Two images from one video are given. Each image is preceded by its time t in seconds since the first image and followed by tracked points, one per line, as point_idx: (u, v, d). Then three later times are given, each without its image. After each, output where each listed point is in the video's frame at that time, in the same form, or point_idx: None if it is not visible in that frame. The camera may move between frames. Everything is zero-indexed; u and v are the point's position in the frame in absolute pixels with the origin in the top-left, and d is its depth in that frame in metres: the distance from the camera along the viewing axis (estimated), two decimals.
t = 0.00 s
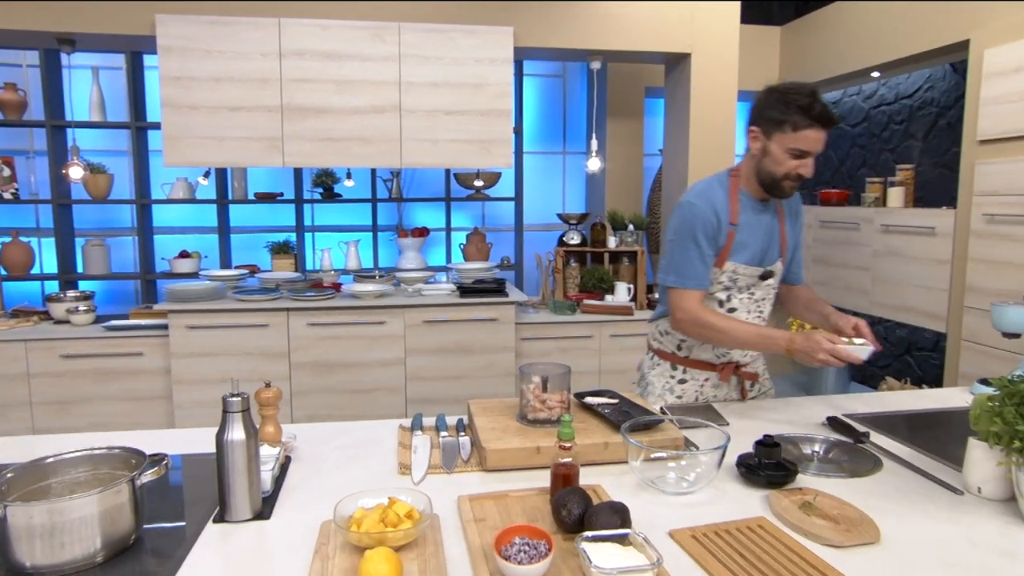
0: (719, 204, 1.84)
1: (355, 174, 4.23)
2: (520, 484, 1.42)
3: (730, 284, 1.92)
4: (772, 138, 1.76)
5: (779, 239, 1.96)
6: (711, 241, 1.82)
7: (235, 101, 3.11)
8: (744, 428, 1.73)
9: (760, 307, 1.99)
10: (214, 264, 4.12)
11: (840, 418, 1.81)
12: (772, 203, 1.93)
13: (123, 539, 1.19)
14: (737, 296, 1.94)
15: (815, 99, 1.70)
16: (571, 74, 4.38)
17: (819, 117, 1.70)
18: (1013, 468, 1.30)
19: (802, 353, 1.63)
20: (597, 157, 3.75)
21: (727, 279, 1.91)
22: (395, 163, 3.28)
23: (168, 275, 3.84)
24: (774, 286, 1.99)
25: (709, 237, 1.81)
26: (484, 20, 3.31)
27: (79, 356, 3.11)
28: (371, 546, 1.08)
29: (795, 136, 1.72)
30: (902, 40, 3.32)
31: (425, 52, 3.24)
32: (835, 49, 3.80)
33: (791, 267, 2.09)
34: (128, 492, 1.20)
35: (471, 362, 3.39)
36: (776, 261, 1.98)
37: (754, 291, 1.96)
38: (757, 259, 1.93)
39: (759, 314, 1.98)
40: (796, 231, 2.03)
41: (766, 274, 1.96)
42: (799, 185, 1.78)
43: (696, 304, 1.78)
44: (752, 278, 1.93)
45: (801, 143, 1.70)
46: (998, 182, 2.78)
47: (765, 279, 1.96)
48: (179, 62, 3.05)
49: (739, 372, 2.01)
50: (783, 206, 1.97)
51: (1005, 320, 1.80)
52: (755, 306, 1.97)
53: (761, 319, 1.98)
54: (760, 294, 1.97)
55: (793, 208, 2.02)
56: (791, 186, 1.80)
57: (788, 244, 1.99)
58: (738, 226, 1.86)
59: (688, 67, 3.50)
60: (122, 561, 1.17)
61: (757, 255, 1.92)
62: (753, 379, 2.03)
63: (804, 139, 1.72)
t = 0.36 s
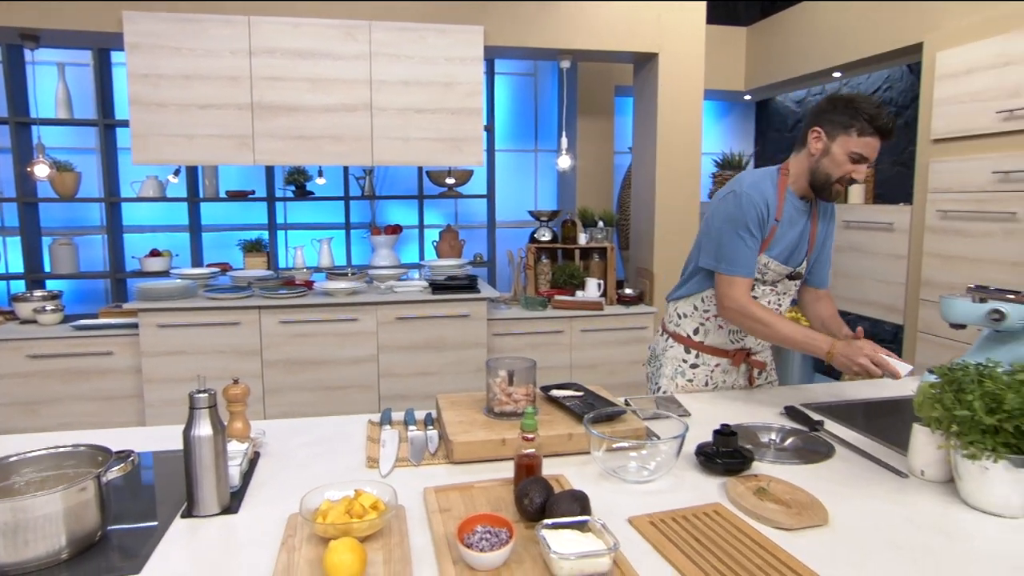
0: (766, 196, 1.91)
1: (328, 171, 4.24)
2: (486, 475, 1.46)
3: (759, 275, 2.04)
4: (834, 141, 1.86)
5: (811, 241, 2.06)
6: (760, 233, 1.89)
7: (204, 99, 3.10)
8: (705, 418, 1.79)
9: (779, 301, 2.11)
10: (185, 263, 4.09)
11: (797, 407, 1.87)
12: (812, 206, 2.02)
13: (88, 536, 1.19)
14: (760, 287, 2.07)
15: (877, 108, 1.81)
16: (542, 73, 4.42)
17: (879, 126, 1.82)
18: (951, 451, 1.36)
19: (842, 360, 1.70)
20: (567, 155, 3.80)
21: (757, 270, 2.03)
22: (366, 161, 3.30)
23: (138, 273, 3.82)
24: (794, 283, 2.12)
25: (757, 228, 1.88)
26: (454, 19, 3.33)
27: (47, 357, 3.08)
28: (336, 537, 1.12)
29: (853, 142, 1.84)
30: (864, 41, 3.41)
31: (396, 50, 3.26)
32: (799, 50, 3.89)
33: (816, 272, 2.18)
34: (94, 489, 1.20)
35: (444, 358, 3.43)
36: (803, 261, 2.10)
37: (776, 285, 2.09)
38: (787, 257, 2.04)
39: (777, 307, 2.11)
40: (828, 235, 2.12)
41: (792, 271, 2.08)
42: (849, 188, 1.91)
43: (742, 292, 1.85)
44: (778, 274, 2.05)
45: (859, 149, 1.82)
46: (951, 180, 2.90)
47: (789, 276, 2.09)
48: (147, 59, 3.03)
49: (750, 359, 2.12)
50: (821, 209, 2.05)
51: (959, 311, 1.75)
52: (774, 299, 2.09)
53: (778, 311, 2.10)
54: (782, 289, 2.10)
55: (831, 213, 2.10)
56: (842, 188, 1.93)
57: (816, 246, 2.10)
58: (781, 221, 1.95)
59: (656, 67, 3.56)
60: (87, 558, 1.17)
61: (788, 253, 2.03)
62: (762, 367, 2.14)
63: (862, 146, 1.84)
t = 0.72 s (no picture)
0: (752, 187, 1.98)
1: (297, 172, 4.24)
2: (441, 469, 1.50)
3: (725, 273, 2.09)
4: (824, 157, 1.92)
5: (779, 248, 2.16)
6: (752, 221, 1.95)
7: (170, 100, 3.10)
8: (659, 411, 1.85)
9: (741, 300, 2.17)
10: (153, 264, 4.07)
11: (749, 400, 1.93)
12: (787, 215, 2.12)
13: (39, 535, 1.19)
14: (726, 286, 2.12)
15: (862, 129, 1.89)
16: (511, 74, 4.46)
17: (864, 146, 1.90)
18: (883, 439, 1.42)
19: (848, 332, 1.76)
20: (535, 155, 3.85)
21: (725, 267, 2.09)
22: (334, 161, 3.32)
23: (105, 275, 3.79)
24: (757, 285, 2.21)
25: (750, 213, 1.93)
26: (421, 20, 3.36)
27: (10, 359, 3.06)
28: (287, 530, 1.15)
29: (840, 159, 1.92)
30: (825, 44, 3.51)
31: (362, 51, 3.28)
32: (760, 52, 3.98)
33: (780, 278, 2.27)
34: (45, 489, 1.20)
35: (413, 356, 3.46)
36: (770, 265, 2.19)
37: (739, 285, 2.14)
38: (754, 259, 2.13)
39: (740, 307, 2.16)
40: (796, 245, 2.22)
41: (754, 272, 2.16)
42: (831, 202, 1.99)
43: (744, 267, 1.86)
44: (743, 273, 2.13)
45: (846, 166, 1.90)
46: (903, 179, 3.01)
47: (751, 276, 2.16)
48: (110, 59, 3.02)
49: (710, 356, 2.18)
50: (793, 220, 2.15)
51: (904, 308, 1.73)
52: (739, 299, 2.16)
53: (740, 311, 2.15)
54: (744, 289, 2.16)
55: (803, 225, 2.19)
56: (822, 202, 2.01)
57: (784, 253, 2.19)
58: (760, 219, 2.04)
59: (620, 68, 3.62)
60: (37, 558, 1.17)
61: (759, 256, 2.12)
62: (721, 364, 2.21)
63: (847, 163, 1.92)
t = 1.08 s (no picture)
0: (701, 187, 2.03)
1: (274, 173, 4.27)
2: (399, 464, 1.54)
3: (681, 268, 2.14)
4: (757, 148, 1.99)
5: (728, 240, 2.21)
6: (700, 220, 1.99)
7: (143, 102, 3.11)
8: (618, 406, 1.89)
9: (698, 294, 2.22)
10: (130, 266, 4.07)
11: (707, 394, 1.98)
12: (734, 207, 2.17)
13: None
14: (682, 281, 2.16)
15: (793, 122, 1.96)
16: (487, 76, 4.51)
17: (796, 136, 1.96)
18: (826, 429, 1.47)
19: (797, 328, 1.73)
20: (509, 156, 3.90)
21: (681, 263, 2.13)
22: (308, 163, 3.34)
23: (81, 277, 3.80)
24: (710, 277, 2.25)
25: (698, 212, 1.97)
26: (394, 22, 3.39)
27: None
28: (241, 523, 1.18)
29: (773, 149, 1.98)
30: (794, 44, 3.57)
31: (336, 54, 3.31)
32: (730, 52, 4.06)
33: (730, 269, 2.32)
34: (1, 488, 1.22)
35: (389, 355, 3.49)
36: (721, 257, 2.25)
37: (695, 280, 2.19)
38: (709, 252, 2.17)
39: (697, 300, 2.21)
40: (743, 237, 2.28)
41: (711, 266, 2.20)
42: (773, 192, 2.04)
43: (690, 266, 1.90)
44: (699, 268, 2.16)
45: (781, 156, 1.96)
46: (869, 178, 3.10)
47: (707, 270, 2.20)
48: (82, 62, 3.03)
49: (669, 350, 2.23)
50: (740, 212, 2.20)
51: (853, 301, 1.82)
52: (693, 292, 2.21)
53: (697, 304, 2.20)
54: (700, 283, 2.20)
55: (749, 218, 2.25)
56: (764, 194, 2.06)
57: (734, 244, 2.24)
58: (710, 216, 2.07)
59: (592, 70, 3.67)
60: None
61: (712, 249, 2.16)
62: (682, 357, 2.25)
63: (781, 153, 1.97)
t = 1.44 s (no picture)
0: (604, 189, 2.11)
1: (262, 174, 4.32)
2: (367, 457, 1.58)
3: (606, 258, 2.19)
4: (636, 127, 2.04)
5: (660, 224, 2.17)
6: (592, 221, 2.11)
7: (128, 105, 3.15)
8: (586, 400, 1.93)
9: (639, 284, 2.23)
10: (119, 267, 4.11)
11: (674, 388, 2.03)
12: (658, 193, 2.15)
13: None
14: (614, 270, 2.20)
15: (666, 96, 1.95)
16: (473, 77, 4.55)
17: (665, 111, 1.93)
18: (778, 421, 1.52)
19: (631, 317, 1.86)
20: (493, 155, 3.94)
21: (603, 253, 2.18)
22: (293, 164, 3.38)
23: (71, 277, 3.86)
24: (650, 267, 2.23)
25: (590, 214, 2.10)
26: (377, 24, 3.44)
27: None
28: (205, 513, 1.22)
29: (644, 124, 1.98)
30: (775, 43, 3.61)
31: (319, 56, 3.35)
32: (712, 52, 4.11)
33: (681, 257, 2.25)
34: None
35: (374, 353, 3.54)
36: (657, 244, 2.21)
37: (631, 269, 2.21)
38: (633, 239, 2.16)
39: (637, 289, 2.22)
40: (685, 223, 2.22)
41: (643, 253, 2.20)
42: (647, 169, 2.02)
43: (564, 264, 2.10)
44: (625, 256, 2.19)
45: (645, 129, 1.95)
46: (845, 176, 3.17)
47: (641, 258, 2.21)
48: (68, 65, 3.06)
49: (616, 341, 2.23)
50: (670, 192, 2.15)
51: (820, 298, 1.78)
52: (630, 282, 2.22)
53: (637, 293, 2.22)
54: (637, 272, 2.22)
55: (684, 201, 2.19)
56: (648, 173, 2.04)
57: (670, 231, 2.20)
58: (618, 209, 2.12)
59: (574, 71, 3.72)
60: None
61: (636, 236, 2.16)
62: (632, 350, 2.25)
63: (650, 128, 1.96)
